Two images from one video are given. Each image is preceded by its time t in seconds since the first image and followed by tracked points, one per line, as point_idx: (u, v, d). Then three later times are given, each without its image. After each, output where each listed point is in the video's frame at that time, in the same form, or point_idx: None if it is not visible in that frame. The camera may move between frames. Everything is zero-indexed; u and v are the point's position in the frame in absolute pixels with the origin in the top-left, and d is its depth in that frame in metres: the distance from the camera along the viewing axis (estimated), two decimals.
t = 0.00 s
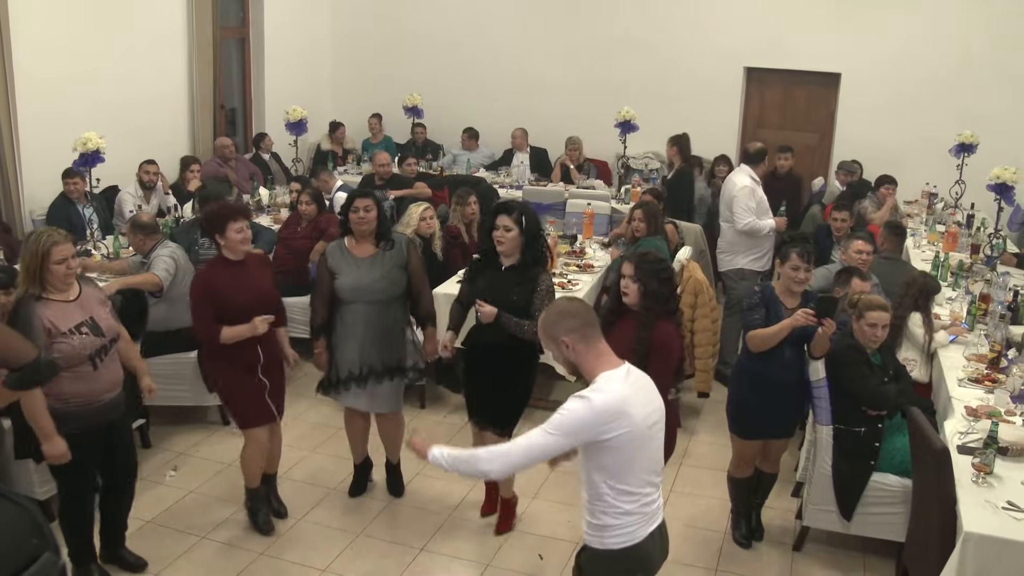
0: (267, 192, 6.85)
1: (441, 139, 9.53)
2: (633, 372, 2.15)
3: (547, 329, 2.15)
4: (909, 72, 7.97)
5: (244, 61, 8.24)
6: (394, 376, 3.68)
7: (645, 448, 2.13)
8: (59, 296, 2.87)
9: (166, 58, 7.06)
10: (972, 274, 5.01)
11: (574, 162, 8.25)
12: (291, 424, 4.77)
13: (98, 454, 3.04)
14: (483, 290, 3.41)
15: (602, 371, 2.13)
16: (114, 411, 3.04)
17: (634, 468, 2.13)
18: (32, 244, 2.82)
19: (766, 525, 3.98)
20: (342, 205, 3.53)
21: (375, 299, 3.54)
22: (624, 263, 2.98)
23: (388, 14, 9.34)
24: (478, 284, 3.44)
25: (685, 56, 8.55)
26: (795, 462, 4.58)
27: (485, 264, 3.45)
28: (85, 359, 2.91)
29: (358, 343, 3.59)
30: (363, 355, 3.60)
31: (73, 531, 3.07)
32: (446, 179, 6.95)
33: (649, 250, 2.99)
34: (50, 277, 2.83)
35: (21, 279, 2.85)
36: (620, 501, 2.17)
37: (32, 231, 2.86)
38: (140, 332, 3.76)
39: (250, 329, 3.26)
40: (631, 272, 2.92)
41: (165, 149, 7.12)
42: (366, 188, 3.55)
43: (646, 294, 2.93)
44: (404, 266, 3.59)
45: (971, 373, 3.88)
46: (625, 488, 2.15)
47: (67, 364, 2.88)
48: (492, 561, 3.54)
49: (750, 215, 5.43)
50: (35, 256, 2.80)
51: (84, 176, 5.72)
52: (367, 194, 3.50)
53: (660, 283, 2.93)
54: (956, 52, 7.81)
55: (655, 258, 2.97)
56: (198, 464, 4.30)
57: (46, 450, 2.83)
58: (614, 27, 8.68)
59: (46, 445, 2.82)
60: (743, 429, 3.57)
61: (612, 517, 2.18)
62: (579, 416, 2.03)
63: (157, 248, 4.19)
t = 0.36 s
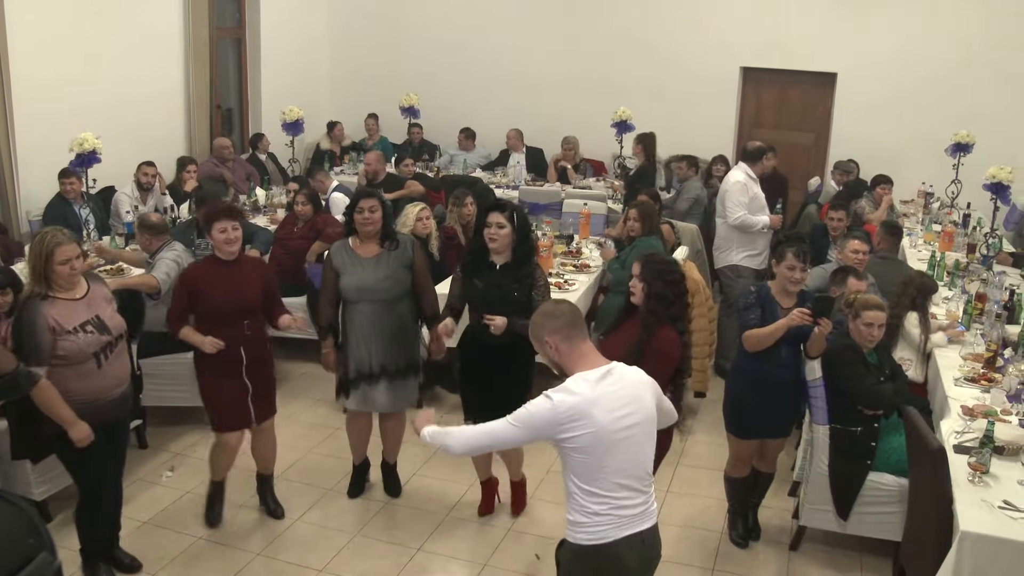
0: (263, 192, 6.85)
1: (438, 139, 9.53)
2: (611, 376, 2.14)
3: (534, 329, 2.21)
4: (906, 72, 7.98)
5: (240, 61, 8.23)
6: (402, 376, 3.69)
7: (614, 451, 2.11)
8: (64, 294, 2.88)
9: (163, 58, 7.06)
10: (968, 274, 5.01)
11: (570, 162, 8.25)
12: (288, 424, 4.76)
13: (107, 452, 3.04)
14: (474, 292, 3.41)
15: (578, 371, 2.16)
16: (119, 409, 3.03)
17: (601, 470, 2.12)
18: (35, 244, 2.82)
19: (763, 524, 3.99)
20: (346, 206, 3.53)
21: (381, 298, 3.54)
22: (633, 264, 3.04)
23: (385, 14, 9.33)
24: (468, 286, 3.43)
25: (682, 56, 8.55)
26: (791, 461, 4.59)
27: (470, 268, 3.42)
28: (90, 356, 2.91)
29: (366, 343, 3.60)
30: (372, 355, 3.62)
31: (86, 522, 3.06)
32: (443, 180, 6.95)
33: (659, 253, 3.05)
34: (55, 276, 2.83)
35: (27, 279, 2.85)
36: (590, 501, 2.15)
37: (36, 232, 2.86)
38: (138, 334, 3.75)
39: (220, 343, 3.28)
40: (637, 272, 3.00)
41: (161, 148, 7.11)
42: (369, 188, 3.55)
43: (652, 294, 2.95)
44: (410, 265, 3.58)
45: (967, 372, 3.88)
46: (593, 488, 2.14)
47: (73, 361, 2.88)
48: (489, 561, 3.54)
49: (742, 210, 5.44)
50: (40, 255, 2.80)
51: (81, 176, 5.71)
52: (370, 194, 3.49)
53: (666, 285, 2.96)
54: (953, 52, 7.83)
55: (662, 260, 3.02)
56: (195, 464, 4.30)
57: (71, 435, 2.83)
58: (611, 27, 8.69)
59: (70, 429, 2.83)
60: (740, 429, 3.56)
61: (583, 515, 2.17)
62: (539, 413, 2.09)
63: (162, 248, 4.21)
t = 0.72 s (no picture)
0: (262, 193, 6.85)
1: (437, 140, 9.53)
2: (612, 380, 2.12)
3: (526, 337, 2.15)
4: (903, 73, 7.98)
5: (238, 62, 8.23)
6: (394, 379, 3.68)
7: (624, 455, 2.10)
8: (57, 297, 2.87)
9: (161, 59, 7.06)
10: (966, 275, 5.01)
11: (568, 163, 8.25)
12: (286, 426, 4.76)
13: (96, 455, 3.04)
14: (475, 296, 3.40)
15: (579, 381, 2.13)
16: (108, 416, 3.01)
17: (613, 476, 2.11)
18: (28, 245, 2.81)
19: (762, 525, 3.99)
20: (347, 206, 3.54)
21: (374, 300, 3.54)
22: (645, 263, 3.00)
23: (383, 15, 9.33)
24: (468, 288, 3.44)
25: (680, 57, 8.56)
26: (790, 463, 4.59)
27: (473, 268, 3.43)
28: (74, 362, 2.90)
29: (357, 344, 3.61)
30: (362, 356, 3.62)
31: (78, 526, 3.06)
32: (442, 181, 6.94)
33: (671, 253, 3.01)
34: (47, 278, 2.83)
35: (25, 280, 2.86)
36: (603, 505, 2.15)
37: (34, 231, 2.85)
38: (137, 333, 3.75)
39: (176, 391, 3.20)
40: (650, 272, 2.96)
41: (160, 150, 7.11)
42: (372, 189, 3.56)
43: (664, 296, 2.92)
44: (404, 270, 3.56)
45: (966, 373, 3.88)
46: (606, 494, 2.14)
47: (57, 366, 2.89)
48: (488, 562, 3.54)
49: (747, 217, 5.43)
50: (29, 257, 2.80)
51: (79, 177, 5.72)
52: (373, 196, 3.49)
53: (679, 287, 2.92)
54: (951, 53, 7.83)
55: (675, 261, 2.97)
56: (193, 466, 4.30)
57: (30, 447, 2.81)
58: (609, 28, 8.69)
59: (30, 441, 2.80)
60: (737, 430, 3.56)
61: (596, 522, 2.17)
62: (549, 436, 2.03)
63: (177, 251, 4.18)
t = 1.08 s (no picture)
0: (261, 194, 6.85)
1: (435, 141, 9.53)
2: (618, 374, 2.15)
3: (534, 337, 2.07)
4: (901, 74, 7.99)
5: (236, 63, 8.23)
6: (380, 379, 3.66)
7: (636, 446, 2.14)
8: (46, 302, 2.87)
9: (159, 59, 7.06)
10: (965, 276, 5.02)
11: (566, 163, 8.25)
12: (284, 426, 4.76)
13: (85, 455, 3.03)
14: (473, 295, 3.41)
15: (592, 379, 2.11)
16: (96, 421, 3.02)
17: (628, 468, 2.13)
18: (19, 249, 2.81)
19: (760, 526, 3.99)
20: (339, 204, 3.55)
21: (359, 300, 3.54)
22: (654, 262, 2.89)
23: (381, 16, 9.34)
24: (469, 291, 3.43)
25: (678, 58, 8.56)
26: (788, 463, 4.59)
27: (472, 270, 3.44)
28: (64, 368, 2.91)
29: (341, 342, 3.61)
30: (345, 353, 3.61)
31: (63, 537, 3.06)
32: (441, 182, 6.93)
33: (677, 254, 2.91)
34: (38, 282, 2.83)
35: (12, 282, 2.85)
36: (613, 500, 2.15)
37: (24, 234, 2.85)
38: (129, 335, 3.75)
39: (125, 412, 3.04)
40: (661, 273, 2.84)
41: (158, 151, 7.11)
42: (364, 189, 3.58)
43: (675, 296, 2.83)
44: (390, 271, 3.56)
45: (964, 374, 3.88)
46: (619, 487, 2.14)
47: (46, 371, 2.89)
48: (486, 563, 3.54)
49: (748, 222, 5.45)
50: (21, 260, 2.80)
51: (77, 179, 5.71)
52: (363, 196, 3.50)
53: (689, 287, 2.84)
54: (949, 54, 7.84)
55: (686, 263, 2.88)
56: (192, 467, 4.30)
57: (7, 454, 2.83)
58: (607, 29, 8.70)
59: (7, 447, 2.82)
60: (736, 430, 3.57)
61: (607, 518, 2.16)
62: (584, 432, 2.00)
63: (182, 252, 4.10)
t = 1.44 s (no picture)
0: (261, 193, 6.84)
1: (435, 140, 9.53)
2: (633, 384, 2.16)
3: (569, 321, 2.06)
4: (901, 74, 7.99)
5: (236, 62, 8.22)
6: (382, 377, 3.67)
7: (636, 458, 2.14)
8: (53, 300, 2.85)
9: (158, 58, 7.04)
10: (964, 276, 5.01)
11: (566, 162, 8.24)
12: (283, 425, 4.76)
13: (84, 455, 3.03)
14: (481, 299, 3.41)
15: (606, 379, 2.08)
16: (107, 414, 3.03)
17: (622, 479, 2.13)
18: (22, 248, 2.77)
19: (759, 526, 3.99)
20: (333, 204, 3.52)
21: (361, 298, 3.54)
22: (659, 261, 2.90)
23: (380, 15, 9.33)
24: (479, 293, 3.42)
25: (678, 57, 8.56)
26: (787, 463, 4.59)
27: (485, 273, 3.45)
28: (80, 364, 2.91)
29: (342, 342, 3.60)
30: (347, 352, 3.61)
31: (61, 532, 3.05)
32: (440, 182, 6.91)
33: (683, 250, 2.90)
34: (48, 280, 2.80)
35: (9, 285, 2.79)
36: (600, 509, 2.14)
37: (24, 233, 2.82)
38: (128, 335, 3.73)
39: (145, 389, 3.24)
40: (665, 271, 2.86)
41: (158, 150, 7.10)
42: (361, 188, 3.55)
43: (679, 295, 2.84)
44: (391, 267, 3.57)
45: (963, 374, 3.88)
46: (609, 496, 2.13)
47: (61, 370, 2.87)
48: (485, 563, 3.54)
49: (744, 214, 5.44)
50: (26, 260, 2.76)
51: (76, 177, 5.70)
52: (359, 195, 3.47)
53: (694, 286, 2.84)
54: (949, 54, 7.84)
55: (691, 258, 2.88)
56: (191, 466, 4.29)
57: (38, 460, 2.79)
58: (607, 28, 8.69)
59: (39, 452, 2.79)
60: (737, 431, 3.56)
61: (589, 525, 2.15)
62: (588, 422, 2.00)
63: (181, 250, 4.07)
